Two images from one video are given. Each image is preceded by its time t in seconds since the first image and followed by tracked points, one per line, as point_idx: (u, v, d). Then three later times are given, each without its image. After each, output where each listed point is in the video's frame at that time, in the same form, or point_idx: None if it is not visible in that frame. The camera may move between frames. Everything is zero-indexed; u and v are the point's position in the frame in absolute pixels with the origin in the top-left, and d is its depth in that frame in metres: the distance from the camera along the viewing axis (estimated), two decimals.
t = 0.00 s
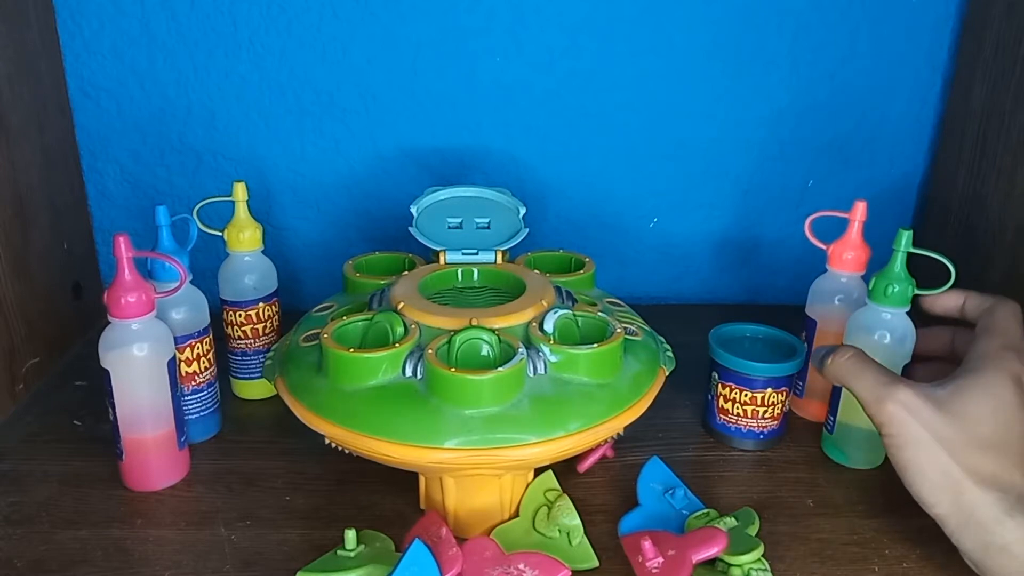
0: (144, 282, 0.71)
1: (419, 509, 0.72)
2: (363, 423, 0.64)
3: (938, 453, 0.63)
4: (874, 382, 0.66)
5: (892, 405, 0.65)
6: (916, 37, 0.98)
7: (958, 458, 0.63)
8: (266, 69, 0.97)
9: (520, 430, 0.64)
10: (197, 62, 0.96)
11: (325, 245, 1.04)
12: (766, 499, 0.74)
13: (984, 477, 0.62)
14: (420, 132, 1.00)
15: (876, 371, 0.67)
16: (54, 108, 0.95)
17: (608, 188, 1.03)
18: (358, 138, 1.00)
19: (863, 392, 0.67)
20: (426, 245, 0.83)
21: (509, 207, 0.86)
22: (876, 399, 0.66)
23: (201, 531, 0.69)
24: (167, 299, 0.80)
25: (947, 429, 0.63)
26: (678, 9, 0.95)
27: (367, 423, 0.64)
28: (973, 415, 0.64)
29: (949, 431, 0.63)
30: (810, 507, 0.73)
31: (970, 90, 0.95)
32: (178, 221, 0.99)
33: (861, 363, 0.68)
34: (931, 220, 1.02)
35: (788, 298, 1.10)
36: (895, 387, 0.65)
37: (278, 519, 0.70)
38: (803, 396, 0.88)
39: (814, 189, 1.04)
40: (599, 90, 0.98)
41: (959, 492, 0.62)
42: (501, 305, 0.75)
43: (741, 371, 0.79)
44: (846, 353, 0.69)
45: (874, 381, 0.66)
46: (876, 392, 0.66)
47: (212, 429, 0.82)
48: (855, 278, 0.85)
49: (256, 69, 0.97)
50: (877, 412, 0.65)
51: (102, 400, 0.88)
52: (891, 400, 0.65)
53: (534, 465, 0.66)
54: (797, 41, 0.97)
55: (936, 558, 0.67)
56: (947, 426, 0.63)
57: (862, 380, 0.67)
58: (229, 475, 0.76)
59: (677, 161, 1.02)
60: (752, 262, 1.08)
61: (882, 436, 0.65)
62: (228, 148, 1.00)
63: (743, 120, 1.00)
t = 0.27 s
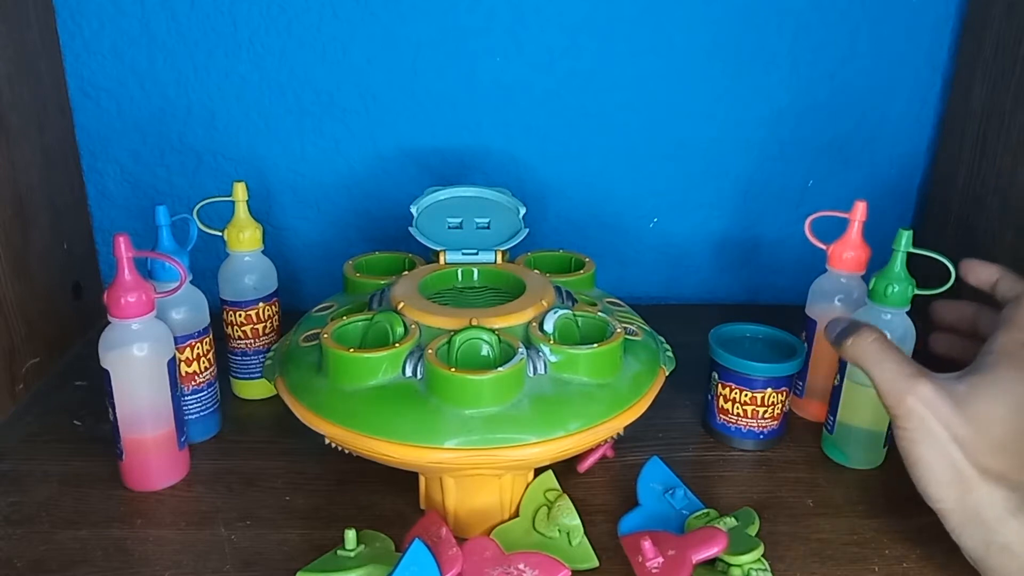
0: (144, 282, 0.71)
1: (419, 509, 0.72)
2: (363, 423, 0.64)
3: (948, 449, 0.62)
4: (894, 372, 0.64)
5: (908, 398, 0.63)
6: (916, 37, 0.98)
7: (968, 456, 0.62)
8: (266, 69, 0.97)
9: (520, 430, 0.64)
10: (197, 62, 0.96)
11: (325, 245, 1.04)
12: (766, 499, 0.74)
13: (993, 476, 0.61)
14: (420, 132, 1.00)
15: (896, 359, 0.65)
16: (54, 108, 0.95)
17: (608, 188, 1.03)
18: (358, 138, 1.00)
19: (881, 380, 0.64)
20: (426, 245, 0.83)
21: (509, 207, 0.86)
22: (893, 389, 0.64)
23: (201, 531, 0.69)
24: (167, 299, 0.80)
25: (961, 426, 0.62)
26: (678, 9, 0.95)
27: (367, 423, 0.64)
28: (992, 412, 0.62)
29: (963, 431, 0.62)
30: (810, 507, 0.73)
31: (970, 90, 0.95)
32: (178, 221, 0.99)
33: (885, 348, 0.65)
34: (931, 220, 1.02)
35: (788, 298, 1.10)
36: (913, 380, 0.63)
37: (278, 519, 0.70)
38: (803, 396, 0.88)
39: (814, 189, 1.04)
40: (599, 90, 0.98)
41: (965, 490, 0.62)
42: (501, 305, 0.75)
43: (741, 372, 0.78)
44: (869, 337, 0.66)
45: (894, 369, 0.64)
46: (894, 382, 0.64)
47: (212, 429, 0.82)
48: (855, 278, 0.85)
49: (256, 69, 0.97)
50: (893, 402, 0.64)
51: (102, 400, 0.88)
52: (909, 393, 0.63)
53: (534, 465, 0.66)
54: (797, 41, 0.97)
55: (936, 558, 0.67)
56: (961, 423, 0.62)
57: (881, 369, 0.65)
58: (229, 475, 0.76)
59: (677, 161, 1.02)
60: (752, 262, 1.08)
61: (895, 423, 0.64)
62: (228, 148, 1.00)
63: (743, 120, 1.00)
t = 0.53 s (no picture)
0: (144, 282, 0.71)
1: (419, 509, 0.72)
2: (363, 423, 0.64)
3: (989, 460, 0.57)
4: (959, 375, 0.57)
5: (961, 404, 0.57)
6: (916, 38, 0.98)
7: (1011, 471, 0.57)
8: (266, 69, 0.97)
9: (520, 430, 0.64)
10: (197, 62, 0.96)
11: (325, 245, 1.04)
12: (766, 499, 0.74)
13: None
14: (420, 132, 1.00)
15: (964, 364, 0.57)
16: (54, 108, 0.95)
17: (608, 188, 1.03)
18: (358, 138, 1.00)
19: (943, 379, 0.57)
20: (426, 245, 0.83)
21: (509, 207, 0.86)
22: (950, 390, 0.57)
23: (201, 532, 0.69)
24: (167, 299, 0.80)
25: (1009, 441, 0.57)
26: (678, 9, 0.95)
27: (367, 423, 0.64)
28: None
29: (1015, 450, 0.57)
30: (810, 507, 0.73)
31: (970, 91, 0.95)
32: (178, 221, 0.99)
33: (959, 348, 0.57)
34: (931, 220, 1.02)
35: (787, 298, 1.10)
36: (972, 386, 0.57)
37: (278, 519, 0.70)
38: (803, 396, 0.88)
39: (814, 190, 1.04)
40: (599, 90, 0.98)
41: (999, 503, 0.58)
42: (501, 305, 0.75)
43: (741, 372, 0.79)
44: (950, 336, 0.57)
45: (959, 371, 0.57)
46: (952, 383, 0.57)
47: (212, 429, 0.82)
48: (855, 278, 0.85)
49: (256, 69, 0.97)
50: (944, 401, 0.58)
51: (103, 400, 0.88)
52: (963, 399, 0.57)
53: (534, 465, 0.66)
54: (797, 41, 0.97)
55: (937, 558, 0.67)
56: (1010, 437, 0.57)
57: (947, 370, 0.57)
58: (229, 475, 0.76)
59: (677, 161, 1.02)
60: (753, 262, 1.08)
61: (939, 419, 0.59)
62: (228, 148, 1.00)
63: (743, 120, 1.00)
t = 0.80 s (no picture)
0: (144, 282, 0.71)
1: (419, 509, 0.72)
2: (363, 423, 0.64)
3: None
4: None
5: None
6: (916, 38, 0.98)
7: None
8: (266, 69, 0.97)
9: (520, 430, 0.64)
10: (197, 62, 0.96)
11: (325, 245, 1.04)
12: (766, 499, 0.74)
13: None
14: (420, 132, 1.00)
15: None
16: (54, 108, 0.95)
17: (608, 188, 1.03)
18: (358, 138, 1.00)
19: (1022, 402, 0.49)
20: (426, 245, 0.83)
21: (509, 207, 0.86)
22: None
23: (201, 532, 0.69)
24: (167, 299, 0.80)
25: None
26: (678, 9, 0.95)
27: (367, 423, 0.64)
28: None
29: None
30: (810, 507, 0.73)
31: (970, 90, 0.95)
32: (178, 221, 0.99)
33: None
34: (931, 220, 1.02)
35: (787, 298, 1.10)
36: None
37: (278, 519, 0.70)
38: (803, 396, 0.88)
39: (814, 189, 1.04)
40: (599, 90, 0.98)
41: None
42: (501, 305, 0.75)
43: (741, 372, 0.79)
44: None
45: None
46: None
47: (212, 429, 0.82)
48: (855, 278, 0.85)
49: (256, 69, 0.97)
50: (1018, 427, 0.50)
51: (102, 400, 0.88)
52: None
53: (534, 465, 0.66)
54: (797, 41, 0.97)
55: (937, 557, 0.67)
56: None
57: None
58: (229, 475, 0.76)
59: (677, 161, 1.02)
60: (753, 262, 1.08)
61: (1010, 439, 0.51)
62: (228, 148, 1.00)
63: (743, 120, 1.00)
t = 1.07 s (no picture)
0: (143, 282, 0.71)
1: (419, 509, 0.72)
2: (363, 423, 0.64)
3: None
4: None
5: None
6: (916, 38, 0.98)
7: None
8: (266, 69, 0.97)
9: (520, 430, 0.64)
10: (197, 62, 0.96)
11: (325, 245, 1.04)
12: (766, 499, 0.74)
13: None
14: (420, 133, 1.00)
15: None
16: (54, 108, 0.95)
17: (608, 188, 1.03)
18: (358, 138, 1.00)
19: None
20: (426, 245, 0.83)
21: (509, 207, 0.86)
22: None
23: (201, 532, 0.69)
24: (167, 299, 0.80)
25: None
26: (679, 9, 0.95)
27: (367, 423, 0.64)
28: None
29: None
30: (810, 507, 0.73)
31: (971, 91, 0.95)
32: (178, 221, 0.99)
33: None
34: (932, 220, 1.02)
35: (787, 298, 1.11)
36: None
37: (278, 519, 0.70)
38: (803, 396, 0.88)
39: (814, 189, 1.04)
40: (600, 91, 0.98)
41: None
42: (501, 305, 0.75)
43: (741, 372, 0.79)
44: None
45: None
46: None
47: (212, 429, 0.82)
48: (855, 278, 0.85)
49: (256, 69, 0.97)
50: None
51: (102, 400, 0.88)
52: None
53: (534, 465, 0.66)
54: (797, 41, 0.97)
55: (937, 557, 0.67)
56: None
57: None
58: (229, 475, 0.76)
59: (678, 161, 1.02)
60: (752, 262, 1.08)
61: None
62: (229, 148, 1.00)
63: (743, 120, 1.00)
